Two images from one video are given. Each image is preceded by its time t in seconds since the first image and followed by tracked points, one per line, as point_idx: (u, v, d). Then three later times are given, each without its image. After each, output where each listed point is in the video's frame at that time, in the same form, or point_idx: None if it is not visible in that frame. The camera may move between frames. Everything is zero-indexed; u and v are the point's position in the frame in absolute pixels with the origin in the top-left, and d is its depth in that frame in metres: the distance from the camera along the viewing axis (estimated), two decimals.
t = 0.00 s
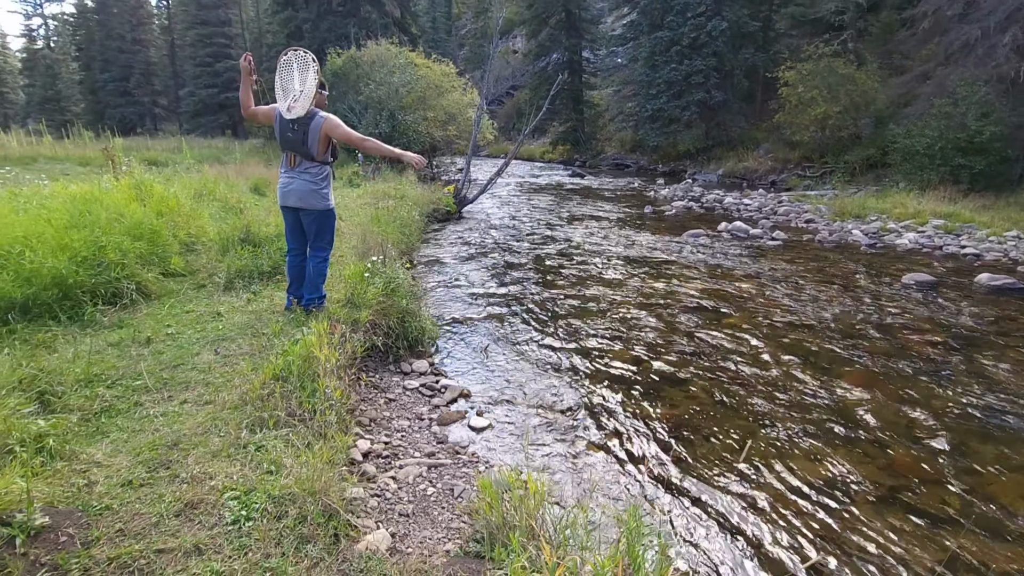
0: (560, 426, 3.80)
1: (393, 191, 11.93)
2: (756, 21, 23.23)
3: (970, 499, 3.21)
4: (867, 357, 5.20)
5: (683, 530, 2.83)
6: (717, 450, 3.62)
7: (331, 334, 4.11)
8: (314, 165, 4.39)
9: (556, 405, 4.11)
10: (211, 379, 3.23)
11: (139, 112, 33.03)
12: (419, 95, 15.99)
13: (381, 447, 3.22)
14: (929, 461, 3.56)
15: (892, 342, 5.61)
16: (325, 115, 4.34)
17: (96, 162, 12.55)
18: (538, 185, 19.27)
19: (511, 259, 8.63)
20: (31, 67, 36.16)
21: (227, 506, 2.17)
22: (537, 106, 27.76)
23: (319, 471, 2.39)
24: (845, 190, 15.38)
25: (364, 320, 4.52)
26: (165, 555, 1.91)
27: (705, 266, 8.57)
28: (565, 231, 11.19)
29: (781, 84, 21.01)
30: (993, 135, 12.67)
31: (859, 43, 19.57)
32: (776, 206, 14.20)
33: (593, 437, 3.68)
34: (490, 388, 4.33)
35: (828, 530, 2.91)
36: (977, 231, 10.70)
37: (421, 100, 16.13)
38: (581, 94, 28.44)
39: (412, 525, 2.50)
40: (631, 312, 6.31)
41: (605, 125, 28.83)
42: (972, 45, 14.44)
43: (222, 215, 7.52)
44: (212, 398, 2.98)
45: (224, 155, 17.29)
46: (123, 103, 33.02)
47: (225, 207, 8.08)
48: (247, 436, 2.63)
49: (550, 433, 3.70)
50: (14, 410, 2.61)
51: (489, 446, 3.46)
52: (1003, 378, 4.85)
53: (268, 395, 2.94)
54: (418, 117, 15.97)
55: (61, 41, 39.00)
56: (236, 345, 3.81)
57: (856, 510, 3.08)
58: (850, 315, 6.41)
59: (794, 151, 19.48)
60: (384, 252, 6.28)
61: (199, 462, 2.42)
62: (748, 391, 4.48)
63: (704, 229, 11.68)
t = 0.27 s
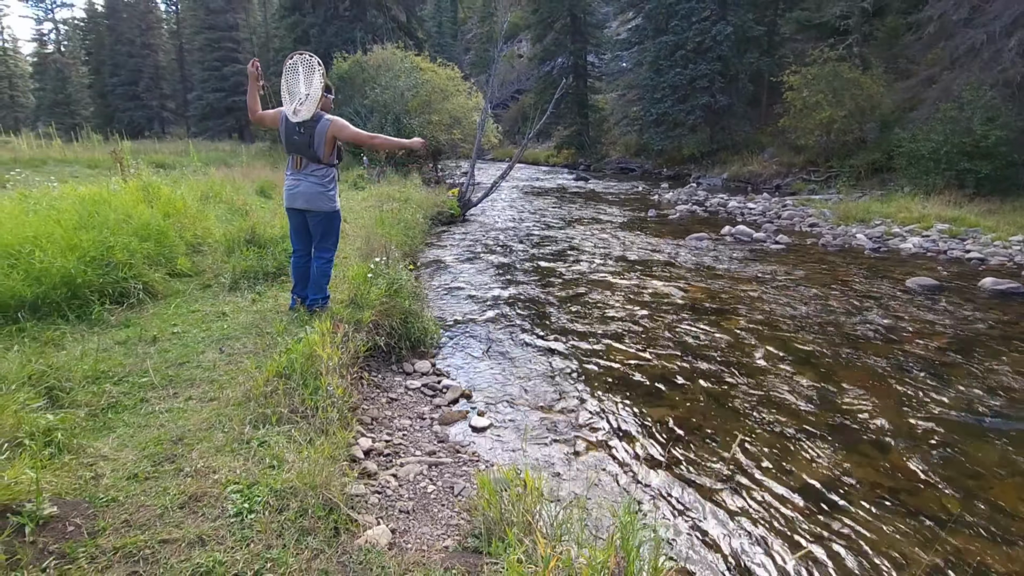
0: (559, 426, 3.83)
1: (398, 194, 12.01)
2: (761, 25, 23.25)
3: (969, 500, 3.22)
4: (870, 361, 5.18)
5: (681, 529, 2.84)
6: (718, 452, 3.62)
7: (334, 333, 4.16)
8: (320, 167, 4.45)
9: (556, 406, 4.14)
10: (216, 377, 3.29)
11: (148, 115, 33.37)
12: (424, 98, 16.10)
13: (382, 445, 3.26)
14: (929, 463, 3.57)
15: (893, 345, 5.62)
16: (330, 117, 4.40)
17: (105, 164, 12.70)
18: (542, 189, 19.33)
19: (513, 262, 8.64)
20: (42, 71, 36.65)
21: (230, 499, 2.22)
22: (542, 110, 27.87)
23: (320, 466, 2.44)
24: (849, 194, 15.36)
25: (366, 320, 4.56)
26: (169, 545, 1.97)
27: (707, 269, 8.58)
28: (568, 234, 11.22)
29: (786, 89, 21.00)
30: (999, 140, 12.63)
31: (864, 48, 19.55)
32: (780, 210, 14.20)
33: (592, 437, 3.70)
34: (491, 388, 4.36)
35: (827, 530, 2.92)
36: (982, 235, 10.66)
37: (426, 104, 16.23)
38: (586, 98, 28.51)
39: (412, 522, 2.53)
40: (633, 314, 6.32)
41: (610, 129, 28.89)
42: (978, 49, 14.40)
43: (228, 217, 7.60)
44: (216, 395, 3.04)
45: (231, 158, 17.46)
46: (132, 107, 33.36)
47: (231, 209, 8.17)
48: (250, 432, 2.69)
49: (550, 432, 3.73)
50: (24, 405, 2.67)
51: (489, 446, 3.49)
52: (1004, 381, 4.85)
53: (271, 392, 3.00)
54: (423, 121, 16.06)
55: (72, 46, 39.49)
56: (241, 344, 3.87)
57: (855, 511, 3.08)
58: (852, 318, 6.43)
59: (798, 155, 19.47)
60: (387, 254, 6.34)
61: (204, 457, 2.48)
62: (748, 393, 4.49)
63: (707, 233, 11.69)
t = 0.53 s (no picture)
0: (559, 430, 3.84)
1: (401, 197, 12.04)
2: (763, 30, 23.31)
3: (970, 505, 3.22)
4: (871, 366, 5.18)
5: (680, 533, 2.86)
6: (718, 455, 3.64)
7: (336, 336, 4.19)
8: (324, 172, 4.49)
9: (557, 409, 4.15)
10: (219, 380, 3.32)
11: (152, 119, 33.54)
12: (426, 103, 16.16)
13: (383, 448, 3.28)
14: (930, 468, 3.58)
15: (894, 350, 5.63)
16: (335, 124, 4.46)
17: (109, 168, 12.77)
18: (544, 193, 19.37)
19: (513, 266, 8.65)
20: (47, 75, 36.88)
21: (233, 500, 2.25)
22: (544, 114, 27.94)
23: (321, 468, 2.47)
24: (851, 199, 15.37)
25: (368, 323, 4.59)
26: (172, 546, 1.99)
27: (707, 273, 8.59)
28: (569, 238, 11.24)
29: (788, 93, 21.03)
30: (1001, 144, 12.62)
31: (866, 53, 19.55)
32: (782, 214, 14.21)
33: (593, 441, 3.70)
34: (492, 392, 4.38)
35: (827, 534, 2.93)
36: (984, 240, 10.66)
37: (428, 108, 16.29)
38: (588, 102, 28.58)
39: (413, 524, 2.54)
40: (635, 318, 6.34)
41: (612, 133, 28.95)
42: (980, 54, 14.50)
43: (231, 220, 7.64)
44: (219, 398, 3.08)
45: (234, 161, 17.51)
46: (136, 111, 33.54)
47: (234, 213, 8.22)
48: (253, 434, 2.72)
49: (551, 436, 3.74)
50: (30, 407, 2.70)
51: (490, 449, 3.50)
52: (1005, 386, 4.86)
53: (273, 395, 3.03)
54: (426, 125, 16.11)
55: (77, 50, 39.72)
56: (244, 346, 3.90)
57: (855, 516, 3.09)
58: (852, 323, 6.44)
59: (801, 160, 19.49)
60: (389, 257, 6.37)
61: (207, 458, 2.51)
62: (749, 397, 4.49)
63: (709, 237, 11.70)
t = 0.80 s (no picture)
0: (560, 432, 3.85)
1: (402, 199, 12.06)
2: (764, 32, 23.31)
3: (973, 508, 3.21)
4: (872, 368, 5.17)
5: (681, 537, 2.85)
6: (719, 458, 3.63)
7: (336, 338, 4.20)
8: (322, 175, 4.50)
9: (558, 411, 4.15)
10: (220, 382, 3.33)
11: (155, 121, 33.65)
12: (428, 105, 16.19)
13: (383, 450, 3.28)
14: (933, 472, 3.56)
15: (896, 352, 5.62)
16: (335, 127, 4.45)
17: (111, 170, 12.80)
18: (546, 194, 19.38)
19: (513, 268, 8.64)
20: (51, 77, 37.04)
21: (233, 503, 2.26)
22: (546, 116, 27.97)
23: (321, 471, 2.47)
24: (852, 201, 15.35)
25: (368, 325, 4.60)
26: (172, 549, 2.00)
27: (708, 275, 8.58)
28: (570, 240, 11.24)
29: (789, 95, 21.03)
30: (1004, 146, 12.58)
31: (867, 55, 19.54)
32: (783, 216, 14.20)
33: (593, 444, 3.70)
34: (493, 394, 4.38)
35: (830, 539, 2.91)
36: (986, 242, 10.63)
37: (429, 110, 16.31)
38: (589, 104, 28.60)
39: (413, 527, 2.54)
40: (635, 320, 6.33)
41: (613, 135, 28.97)
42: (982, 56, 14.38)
43: (232, 222, 7.66)
44: (219, 400, 3.09)
45: (236, 164, 17.55)
46: (139, 113, 33.64)
47: (236, 214, 8.24)
48: (253, 436, 2.72)
49: (550, 438, 3.74)
50: (31, 409, 2.71)
51: (490, 452, 3.51)
52: (1007, 388, 4.85)
53: (273, 397, 3.04)
54: (427, 127, 16.13)
55: (80, 52, 39.86)
56: (244, 349, 3.91)
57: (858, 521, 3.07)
58: (853, 325, 6.44)
59: (802, 162, 19.50)
60: (389, 259, 6.39)
61: (207, 461, 2.53)
62: (751, 401, 4.48)
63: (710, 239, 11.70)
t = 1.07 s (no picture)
0: (560, 431, 3.84)
1: (403, 199, 12.06)
2: (766, 31, 23.26)
3: (974, 508, 3.19)
4: (874, 368, 5.16)
5: (680, 536, 2.84)
6: (720, 458, 3.62)
7: (336, 337, 4.20)
8: (320, 173, 4.49)
9: (558, 411, 4.15)
10: (220, 381, 3.34)
11: (157, 121, 33.70)
12: (429, 104, 16.19)
13: (384, 450, 3.28)
14: (934, 471, 3.55)
15: (899, 352, 5.59)
16: (337, 126, 4.46)
17: (114, 169, 12.82)
18: (548, 194, 19.37)
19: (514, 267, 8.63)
20: (53, 77, 37.13)
21: (231, 503, 2.26)
22: (547, 116, 27.94)
23: (320, 470, 2.47)
24: (855, 200, 15.32)
25: (369, 324, 4.60)
26: (170, 548, 2.00)
27: (710, 275, 8.55)
28: (571, 239, 11.23)
29: (791, 94, 20.98)
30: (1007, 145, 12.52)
31: (870, 53, 19.47)
32: (785, 215, 14.17)
33: (593, 443, 3.70)
34: (493, 394, 4.37)
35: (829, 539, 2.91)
36: (989, 241, 10.60)
37: (431, 110, 16.31)
38: (591, 103, 28.56)
39: (412, 527, 2.54)
40: (637, 320, 6.32)
41: (615, 134, 28.93)
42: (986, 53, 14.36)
43: (233, 221, 7.67)
44: (219, 399, 3.10)
45: (238, 163, 17.58)
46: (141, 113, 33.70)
47: (237, 213, 8.25)
48: (252, 436, 2.73)
49: (550, 438, 3.73)
50: (31, 408, 2.71)
51: (490, 451, 3.50)
52: (1011, 388, 4.82)
53: (273, 396, 3.04)
54: (429, 126, 16.13)
55: (83, 53, 39.94)
56: (244, 348, 3.91)
57: (858, 521, 3.06)
58: (855, 324, 6.42)
59: (804, 161, 19.45)
60: (390, 259, 6.39)
61: (205, 461, 2.53)
62: (753, 400, 4.46)
63: (711, 238, 11.68)
